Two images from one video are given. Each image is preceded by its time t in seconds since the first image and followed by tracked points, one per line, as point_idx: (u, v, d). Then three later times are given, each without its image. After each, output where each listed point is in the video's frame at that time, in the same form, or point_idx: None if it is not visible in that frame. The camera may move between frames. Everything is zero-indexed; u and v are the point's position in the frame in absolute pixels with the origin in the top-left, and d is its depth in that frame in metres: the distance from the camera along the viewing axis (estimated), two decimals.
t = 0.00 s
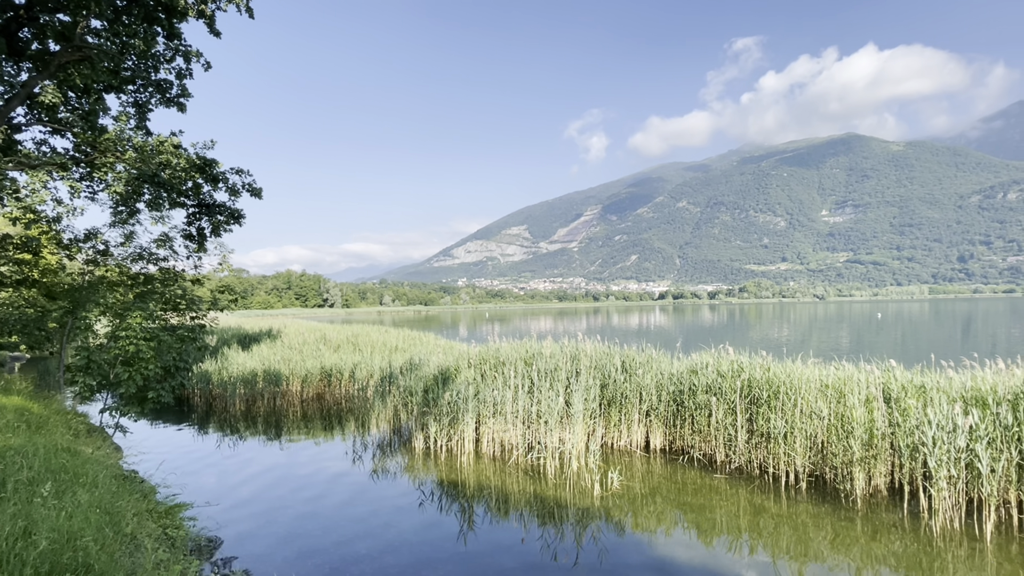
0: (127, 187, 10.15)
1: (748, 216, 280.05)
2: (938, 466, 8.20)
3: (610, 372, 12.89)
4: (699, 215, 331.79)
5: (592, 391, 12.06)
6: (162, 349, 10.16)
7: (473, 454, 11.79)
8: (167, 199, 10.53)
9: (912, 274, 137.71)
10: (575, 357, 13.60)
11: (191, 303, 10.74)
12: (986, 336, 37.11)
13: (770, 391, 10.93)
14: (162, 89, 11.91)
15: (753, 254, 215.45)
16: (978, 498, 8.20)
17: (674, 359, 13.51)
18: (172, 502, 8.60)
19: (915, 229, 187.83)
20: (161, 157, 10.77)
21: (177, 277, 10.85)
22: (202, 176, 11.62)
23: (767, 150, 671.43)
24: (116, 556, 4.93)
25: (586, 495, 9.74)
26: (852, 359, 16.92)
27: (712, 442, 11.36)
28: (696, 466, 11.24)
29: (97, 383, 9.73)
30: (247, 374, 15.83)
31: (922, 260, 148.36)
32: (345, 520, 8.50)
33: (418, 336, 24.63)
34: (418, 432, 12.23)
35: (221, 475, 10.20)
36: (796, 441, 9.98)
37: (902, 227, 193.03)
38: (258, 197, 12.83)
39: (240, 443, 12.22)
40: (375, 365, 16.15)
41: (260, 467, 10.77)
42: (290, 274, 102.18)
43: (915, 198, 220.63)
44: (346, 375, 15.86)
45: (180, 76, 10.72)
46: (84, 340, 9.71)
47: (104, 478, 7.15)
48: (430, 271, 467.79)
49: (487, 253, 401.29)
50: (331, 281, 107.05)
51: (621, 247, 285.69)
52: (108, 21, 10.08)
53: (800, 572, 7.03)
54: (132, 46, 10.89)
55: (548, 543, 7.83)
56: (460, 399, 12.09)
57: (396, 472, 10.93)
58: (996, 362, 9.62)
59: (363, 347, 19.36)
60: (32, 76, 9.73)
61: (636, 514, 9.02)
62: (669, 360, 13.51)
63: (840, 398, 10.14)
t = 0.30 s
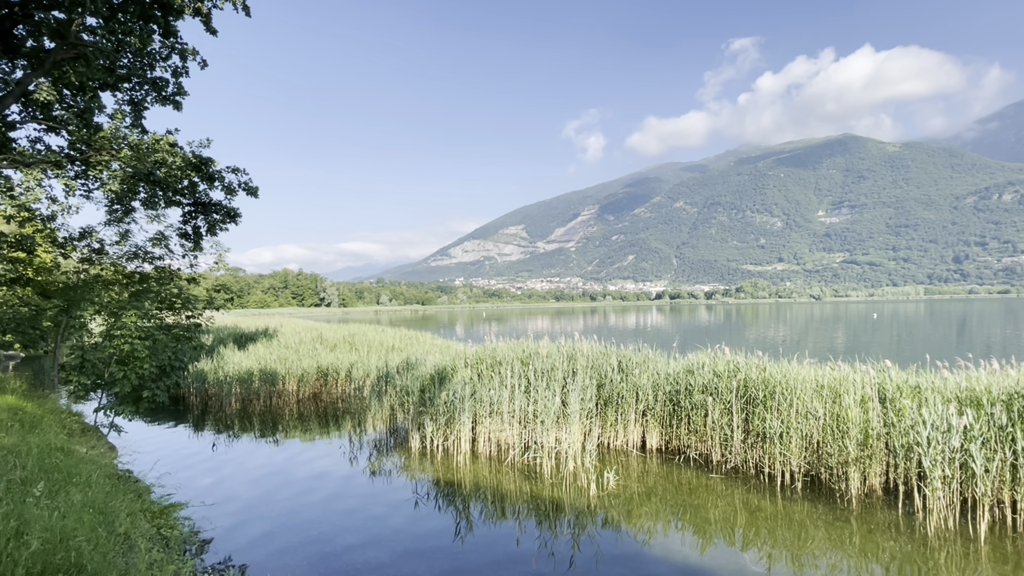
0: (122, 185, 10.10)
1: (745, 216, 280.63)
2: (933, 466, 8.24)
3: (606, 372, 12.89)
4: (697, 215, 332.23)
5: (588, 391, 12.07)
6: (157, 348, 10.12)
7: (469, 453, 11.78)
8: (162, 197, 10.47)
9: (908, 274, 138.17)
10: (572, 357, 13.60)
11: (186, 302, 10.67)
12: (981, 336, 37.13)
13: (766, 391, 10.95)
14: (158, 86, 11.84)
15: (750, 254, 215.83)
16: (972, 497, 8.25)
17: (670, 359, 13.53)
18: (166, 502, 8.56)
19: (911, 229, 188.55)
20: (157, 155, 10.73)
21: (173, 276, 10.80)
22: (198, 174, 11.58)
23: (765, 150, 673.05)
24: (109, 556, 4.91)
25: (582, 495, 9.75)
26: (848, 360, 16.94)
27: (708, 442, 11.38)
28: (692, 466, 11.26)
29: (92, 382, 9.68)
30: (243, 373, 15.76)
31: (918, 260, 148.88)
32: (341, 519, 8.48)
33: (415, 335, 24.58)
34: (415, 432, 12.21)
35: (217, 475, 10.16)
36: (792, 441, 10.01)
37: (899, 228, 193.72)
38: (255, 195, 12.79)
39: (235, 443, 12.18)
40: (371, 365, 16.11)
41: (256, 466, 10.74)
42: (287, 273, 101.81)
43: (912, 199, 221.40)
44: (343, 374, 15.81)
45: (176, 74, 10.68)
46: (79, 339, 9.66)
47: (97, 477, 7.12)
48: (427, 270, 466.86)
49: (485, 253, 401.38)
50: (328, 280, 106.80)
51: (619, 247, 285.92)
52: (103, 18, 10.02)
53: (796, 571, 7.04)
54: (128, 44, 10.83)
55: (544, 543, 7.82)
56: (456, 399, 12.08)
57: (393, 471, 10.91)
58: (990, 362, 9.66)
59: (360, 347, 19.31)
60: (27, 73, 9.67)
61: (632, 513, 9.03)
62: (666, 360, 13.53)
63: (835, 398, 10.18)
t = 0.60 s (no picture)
0: (120, 184, 10.08)
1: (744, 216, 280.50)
2: (931, 466, 8.25)
3: (605, 371, 12.89)
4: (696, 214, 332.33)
5: (587, 390, 12.07)
6: (156, 347, 10.09)
7: (468, 452, 11.78)
8: (161, 196, 10.44)
9: (907, 274, 138.23)
10: (570, 357, 13.58)
11: (185, 301, 10.66)
12: (980, 336, 37.13)
13: (765, 391, 10.95)
14: (156, 85, 11.81)
15: (749, 254, 215.92)
16: (970, 497, 8.25)
17: (669, 358, 13.51)
18: (164, 501, 8.56)
19: (910, 229, 188.59)
20: (155, 154, 10.71)
21: (171, 275, 10.76)
22: (196, 174, 11.56)
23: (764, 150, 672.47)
24: (106, 555, 4.92)
25: (581, 494, 9.75)
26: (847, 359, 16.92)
27: (706, 441, 11.39)
28: (690, 466, 11.27)
29: (90, 381, 9.67)
30: (241, 372, 15.75)
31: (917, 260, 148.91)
32: (340, 519, 8.47)
33: (414, 335, 24.58)
34: (413, 431, 12.20)
35: (215, 474, 10.16)
36: (790, 440, 10.02)
37: (898, 227, 193.68)
38: (253, 194, 12.76)
39: (234, 442, 12.19)
40: (370, 364, 16.10)
41: (255, 466, 10.74)
42: (286, 272, 101.67)
43: (911, 199, 221.49)
44: (341, 374, 15.79)
45: (174, 73, 10.64)
46: (77, 338, 9.64)
47: (95, 477, 7.11)
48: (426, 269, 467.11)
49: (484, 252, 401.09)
50: (327, 279, 106.72)
51: (618, 246, 285.80)
52: (102, 16, 9.99)
53: (792, 571, 7.05)
54: (126, 42, 10.79)
55: (542, 542, 7.82)
56: (455, 398, 12.07)
57: (391, 471, 10.92)
58: (989, 362, 9.66)
59: (359, 346, 19.30)
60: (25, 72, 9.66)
61: (631, 513, 9.04)
62: (664, 359, 13.53)
63: (834, 398, 10.19)
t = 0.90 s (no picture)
0: (123, 183, 10.08)
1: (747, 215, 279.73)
2: (935, 465, 8.22)
3: (608, 371, 12.87)
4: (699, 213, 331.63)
5: (589, 390, 12.06)
6: (159, 346, 10.12)
7: (471, 451, 11.78)
8: (164, 195, 10.45)
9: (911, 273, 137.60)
10: (573, 356, 13.56)
11: (188, 301, 10.69)
12: (984, 335, 36.91)
13: (768, 391, 10.92)
14: (160, 84, 11.82)
15: (752, 253, 215.33)
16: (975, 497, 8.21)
17: (671, 358, 13.46)
18: (168, 499, 8.59)
19: (914, 228, 187.72)
20: (158, 153, 10.70)
21: (174, 274, 10.79)
22: (199, 173, 11.55)
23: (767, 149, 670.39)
24: (109, 554, 4.93)
25: (583, 494, 9.74)
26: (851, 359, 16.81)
27: (709, 440, 11.38)
28: (693, 465, 11.25)
29: (94, 380, 9.70)
30: (245, 371, 15.77)
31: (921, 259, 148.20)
32: (342, 518, 8.48)
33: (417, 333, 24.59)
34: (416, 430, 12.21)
35: (218, 473, 10.18)
36: (794, 440, 9.99)
37: (902, 226, 192.81)
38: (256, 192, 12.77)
39: (237, 440, 12.22)
40: (373, 363, 16.10)
41: (257, 464, 10.77)
42: (289, 271, 101.81)
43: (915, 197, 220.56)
44: (344, 373, 15.79)
45: (178, 72, 10.65)
46: (81, 337, 9.68)
47: (98, 476, 7.13)
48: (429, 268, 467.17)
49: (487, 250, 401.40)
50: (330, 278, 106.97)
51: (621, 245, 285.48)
52: (105, 16, 10.00)
53: (795, 571, 7.02)
54: (129, 42, 10.80)
55: (545, 542, 7.81)
56: (458, 397, 12.07)
57: (394, 469, 10.93)
58: (994, 362, 9.59)
59: (361, 345, 19.31)
60: (29, 72, 9.68)
61: (633, 512, 9.02)
62: (667, 358, 13.50)
63: (837, 397, 10.15)
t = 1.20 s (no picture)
0: (133, 183, 10.16)
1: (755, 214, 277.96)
2: (946, 466, 8.13)
3: (615, 370, 12.82)
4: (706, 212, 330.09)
5: (596, 389, 12.02)
6: (168, 344, 10.20)
7: (478, 450, 11.79)
8: (173, 195, 10.50)
9: (921, 273, 136.19)
10: (580, 355, 13.51)
11: (197, 300, 10.77)
12: (998, 335, 36.36)
13: (776, 390, 10.84)
14: (169, 85, 11.92)
15: (760, 252, 213.92)
16: (987, 499, 8.12)
17: (679, 357, 13.38)
18: (176, 496, 8.65)
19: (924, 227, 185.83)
20: (168, 153, 10.75)
21: (183, 273, 10.86)
22: (208, 173, 11.60)
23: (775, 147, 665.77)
24: (119, 551, 4.98)
25: (590, 493, 9.71)
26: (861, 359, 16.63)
27: (717, 440, 11.33)
28: (700, 465, 11.20)
29: (104, 378, 9.80)
30: (253, 370, 15.84)
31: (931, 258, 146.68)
32: (349, 516, 8.50)
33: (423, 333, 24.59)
34: (423, 429, 12.21)
35: (226, 470, 10.24)
36: (802, 440, 9.92)
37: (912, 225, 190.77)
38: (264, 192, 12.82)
39: (246, 438, 12.28)
40: (380, 362, 16.13)
41: (265, 462, 10.81)
42: (297, 270, 102.19)
43: (925, 196, 218.34)
44: (351, 372, 15.82)
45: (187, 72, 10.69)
46: (92, 336, 9.78)
47: (109, 473, 7.20)
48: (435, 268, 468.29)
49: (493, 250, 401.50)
50: (337, 277, 107.42)
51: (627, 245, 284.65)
52: (115, 17, 10.08)
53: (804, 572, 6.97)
54: (139, 43, 10.86)
55: (551, 541, 7.80)
56: (464, 396, 12.06)
57: (401, 468, 10.95)
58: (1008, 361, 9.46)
59: (369, 344, 19.34)
60: (40, 73, 9.79)
61: (641, 512, 8.98)
62: (674, 358, 13.43)
63: (847, 397, 10.07)
